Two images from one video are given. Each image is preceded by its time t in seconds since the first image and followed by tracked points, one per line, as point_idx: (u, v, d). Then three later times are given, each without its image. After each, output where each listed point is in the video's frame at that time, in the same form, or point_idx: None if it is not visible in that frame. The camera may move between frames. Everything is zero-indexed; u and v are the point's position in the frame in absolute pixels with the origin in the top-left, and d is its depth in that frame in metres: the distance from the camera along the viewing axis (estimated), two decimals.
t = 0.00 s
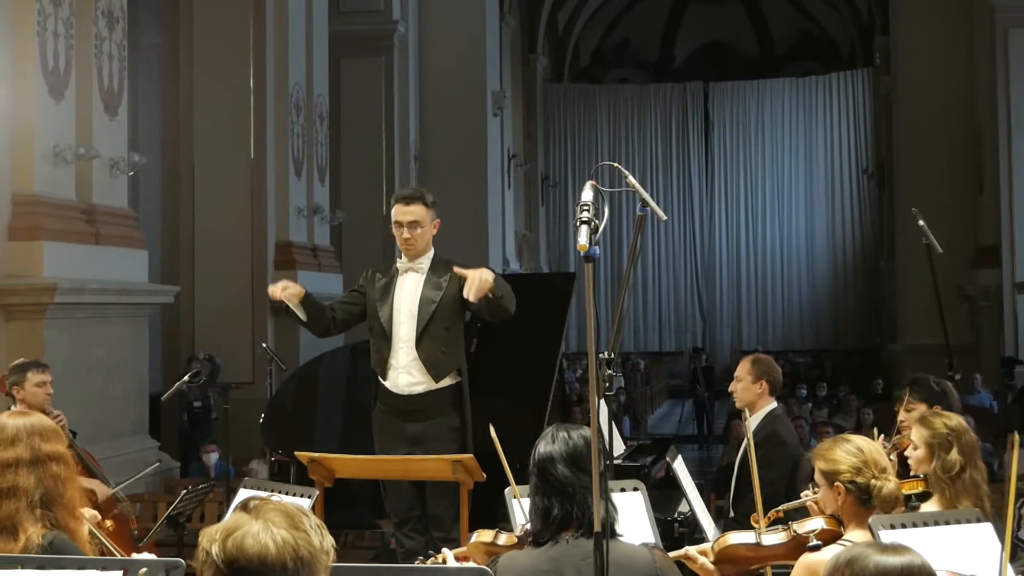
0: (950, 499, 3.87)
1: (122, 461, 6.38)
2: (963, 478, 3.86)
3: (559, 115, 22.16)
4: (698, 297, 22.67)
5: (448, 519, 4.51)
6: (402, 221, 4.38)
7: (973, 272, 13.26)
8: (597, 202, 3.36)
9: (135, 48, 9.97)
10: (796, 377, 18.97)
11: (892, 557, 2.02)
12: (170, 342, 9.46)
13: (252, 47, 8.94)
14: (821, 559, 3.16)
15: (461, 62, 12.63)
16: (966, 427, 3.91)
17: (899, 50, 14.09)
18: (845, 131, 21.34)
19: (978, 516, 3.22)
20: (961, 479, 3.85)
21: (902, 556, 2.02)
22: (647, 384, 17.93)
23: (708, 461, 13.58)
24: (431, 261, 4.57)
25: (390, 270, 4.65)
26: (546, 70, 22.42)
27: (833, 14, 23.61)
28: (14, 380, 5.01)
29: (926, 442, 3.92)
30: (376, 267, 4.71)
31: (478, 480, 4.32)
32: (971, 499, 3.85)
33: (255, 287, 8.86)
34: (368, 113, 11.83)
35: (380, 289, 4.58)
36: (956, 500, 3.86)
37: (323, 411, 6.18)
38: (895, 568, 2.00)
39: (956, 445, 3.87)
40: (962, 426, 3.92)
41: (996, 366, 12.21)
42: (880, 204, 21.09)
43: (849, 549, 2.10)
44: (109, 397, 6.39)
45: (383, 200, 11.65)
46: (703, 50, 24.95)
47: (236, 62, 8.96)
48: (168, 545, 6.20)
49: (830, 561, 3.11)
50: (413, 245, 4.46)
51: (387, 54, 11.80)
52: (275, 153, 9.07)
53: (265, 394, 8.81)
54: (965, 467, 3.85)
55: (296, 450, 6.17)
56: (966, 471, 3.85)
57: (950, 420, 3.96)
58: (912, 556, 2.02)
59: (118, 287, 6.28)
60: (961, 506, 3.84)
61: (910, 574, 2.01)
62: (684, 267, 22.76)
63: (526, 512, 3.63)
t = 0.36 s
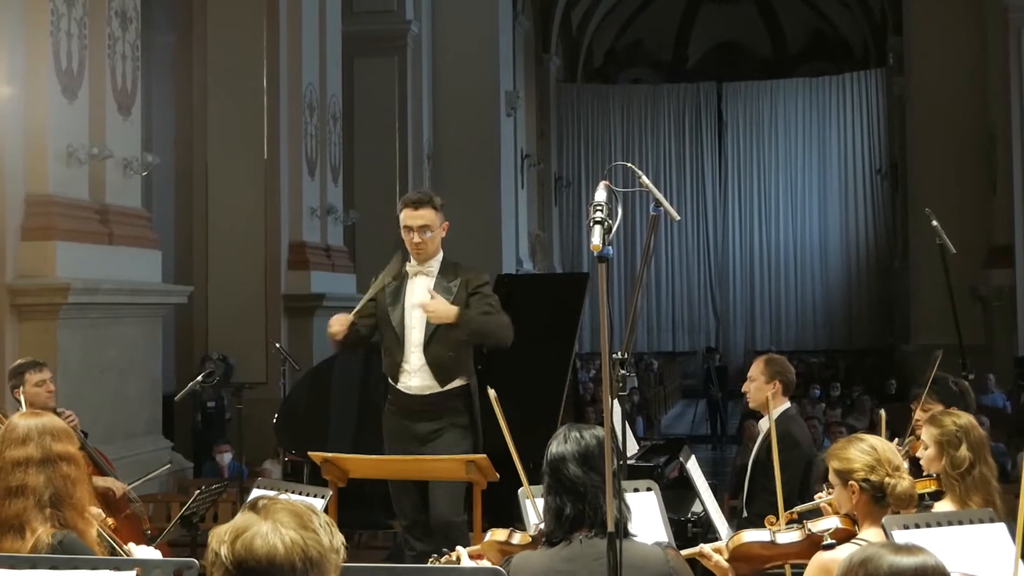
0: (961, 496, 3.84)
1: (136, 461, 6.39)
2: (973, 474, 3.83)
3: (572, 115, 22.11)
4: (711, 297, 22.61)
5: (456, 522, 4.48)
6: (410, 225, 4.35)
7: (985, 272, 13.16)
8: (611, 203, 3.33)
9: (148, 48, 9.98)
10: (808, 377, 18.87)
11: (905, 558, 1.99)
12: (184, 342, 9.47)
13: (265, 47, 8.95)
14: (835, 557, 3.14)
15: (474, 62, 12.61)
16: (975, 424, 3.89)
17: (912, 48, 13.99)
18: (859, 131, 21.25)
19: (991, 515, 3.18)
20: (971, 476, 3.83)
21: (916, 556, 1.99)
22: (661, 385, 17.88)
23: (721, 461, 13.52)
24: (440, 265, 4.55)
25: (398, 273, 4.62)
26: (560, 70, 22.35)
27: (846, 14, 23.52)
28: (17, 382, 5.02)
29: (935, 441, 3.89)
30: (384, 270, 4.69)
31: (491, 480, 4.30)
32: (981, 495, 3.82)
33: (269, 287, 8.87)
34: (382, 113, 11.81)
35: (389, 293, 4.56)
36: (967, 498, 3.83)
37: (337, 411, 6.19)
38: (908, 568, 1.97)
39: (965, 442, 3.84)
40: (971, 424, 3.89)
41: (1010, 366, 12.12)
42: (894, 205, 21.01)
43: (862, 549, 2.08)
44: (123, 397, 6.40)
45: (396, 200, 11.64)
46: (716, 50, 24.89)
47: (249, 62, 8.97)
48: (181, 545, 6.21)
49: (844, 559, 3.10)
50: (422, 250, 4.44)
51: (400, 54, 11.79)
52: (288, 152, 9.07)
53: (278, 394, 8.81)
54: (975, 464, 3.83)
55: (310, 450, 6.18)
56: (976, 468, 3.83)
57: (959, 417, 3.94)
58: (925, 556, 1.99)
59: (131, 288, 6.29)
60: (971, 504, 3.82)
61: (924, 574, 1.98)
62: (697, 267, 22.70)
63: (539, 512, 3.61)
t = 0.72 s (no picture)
0: (974, 495, 3.84)
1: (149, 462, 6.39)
2: (983, 471, 3.84)
3: (585, 115, 22.06)
4: (725, 298, 22.53)
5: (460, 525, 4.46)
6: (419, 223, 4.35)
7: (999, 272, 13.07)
8: (624, 202, 3.32)
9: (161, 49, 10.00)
10: (820, 378, 18.77)
11: (920, 558, 1.96)
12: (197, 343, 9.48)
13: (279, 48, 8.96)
14: (846, 557, 3.15)
15: (487, 63, 12.59)
16: (985, 423, 3.89)
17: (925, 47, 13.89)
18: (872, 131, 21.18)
19: (1004, 515, 3.16)
20: (981, 474, 3.83)
21: (930, 556, 1.97)
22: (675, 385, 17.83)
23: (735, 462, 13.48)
24: (447, 264, 4.54)
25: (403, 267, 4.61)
26: (573, 70, 22.30)
27: (860, 14, 23.44)
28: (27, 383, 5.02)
29: (945, 440, 3.90)
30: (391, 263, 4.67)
31: (504, 481, 4.29)
32: (992, 494, 3.82)
33: (282, 287, 8.87)
34: (395, 113, 11.81)
35: (398, 286, 4.55)
36: (978, 497, 3.83)
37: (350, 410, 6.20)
38: (922, 568, 1.95)
39: (974, 440, 3.84)
40: (981, 423, 3.90)
41: None
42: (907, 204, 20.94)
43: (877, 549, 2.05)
44: (136, 397, 6.41)
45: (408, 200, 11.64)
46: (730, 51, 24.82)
47: (262, 63, 8.98)
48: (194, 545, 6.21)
49: (856, 559, 3.10)
50: (429, 248, 4.43)
51: (413, 54, 11.79)
52: (302, 153, 9.08)
53: (292, 395, 8.81)
54: (985, 461, 3.83)
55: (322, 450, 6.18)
56: (986, 465, 3.83)
57: (969, 417, 3.94)
58: (939, 556, 1.97)
59: (144, 288, 6.30)
60: (983, 502, 3.81)
61: (937, 575, 1.96)
62: (710, 267, 22.61)
63: (553, 512, 3.58)
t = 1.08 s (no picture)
0: (984, 495, 3.82)
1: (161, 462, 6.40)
2: (994, 472, 3.82)
3: (597, 116, 22.02)
4: (737, 298, 22.46)
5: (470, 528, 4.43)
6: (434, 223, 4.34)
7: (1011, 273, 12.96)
8: (637, 203, 3.30)
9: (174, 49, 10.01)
10: (833, 378, 18.71)
11: (934, 558, 1.94)
12: (209, 343, 9.49)
13: (292, 48, 8.96)
14: (850, 557, 3.13)
15: (501, 62, 12.56)
16: (996, 424, 3.88)
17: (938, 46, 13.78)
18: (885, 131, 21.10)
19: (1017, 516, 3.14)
20: (992, 475, 3.81)
21: (945, 556, 1.95)
22: (687, 385, 17.79)
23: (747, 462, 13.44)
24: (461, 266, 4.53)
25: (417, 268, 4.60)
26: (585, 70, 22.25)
27: (872, 14, 23.35)
28: (58, 381, 5.03)
29: (957, 441, 3.90)
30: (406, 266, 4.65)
31: (516, 482, 4.27)
32: (1003, 494, 3.80)
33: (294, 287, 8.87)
34: (408, 114, 11.80)
35: (412, 287, 4.54)
36: (989, 497, 3.81)
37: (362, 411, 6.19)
38: (938, 568, 1.93)
39: (985, 441, 3.83)
40: (992, 424, 3.88)
41: None
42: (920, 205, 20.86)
43: (891, 549, 2.03)
44: (148, 398, 6.41)
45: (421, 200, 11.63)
46: (743, 51, 24.76)
47: (275, 64, 8.98)
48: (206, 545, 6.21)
49: (862, 560, 3.08)
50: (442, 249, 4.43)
51: (425, 55, 11.79)
52: (314, 154, 9.08)
53: (304, 395, 8.82)
54: (996, 462, 3.81)
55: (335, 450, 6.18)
56: (997, 466, 3.81)
57: (980, 418, 3.93)
58: (953, 556, 1.94)
59: (157, 288, 6.31)
60: (994, 503, 3.79)
61: (952, 575, 1.93)
62: (723, 268, 22.53)
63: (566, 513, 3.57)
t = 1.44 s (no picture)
0: (997, 495, 3.79)
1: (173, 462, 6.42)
2: (1006, 471, 3.78)
3: (608, 116, 21.98)
4: (748, 297, 22.41)
5: (480, 529, 4.41)
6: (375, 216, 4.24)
7: None
8: (648, 203, 3.28)
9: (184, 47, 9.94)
10: (844, 378, 18.66)
11: (947, 559, 1.93)
12: (220, 343, 9.49)
13: (303, 49, 8.96)
14: (868, 556, 3.11)
15: (512, 62, 12.55)
16: (1008, 423, 3.85)
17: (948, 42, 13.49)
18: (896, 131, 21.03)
19: None
20: (1004, 474, 3.78)
21: (958, 557, 1.93)
22: (699, 385, 17.76)
23: (758, 463, 13.40)
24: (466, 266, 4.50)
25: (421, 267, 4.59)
26: (596, 71, 22.20)
27: (883, 13, 23.26)
28: (81, 381, 5.03)
29: (968, 440, 3.88)
30: (410, 264, 4.64)
31: (527, 483, 4.25)
32: (1016, 492, 3.76)
33: (306, 287, 8.87)
34: (420, 114, 11.79)
35: (416, 287, 4.53)
36: (1001, 496, 3.78)
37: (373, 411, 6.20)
38: (950, 569, 1.91)
39: (997, 440, 3.81)
40: (1005, 423, 3.85)
41: None
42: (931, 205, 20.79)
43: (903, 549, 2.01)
44: (160, 398, 6.42)
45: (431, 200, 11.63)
46: (755, 50, 24.66)
47: (287, 64, 8.99)
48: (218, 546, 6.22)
49: (878, 559, 3.06)
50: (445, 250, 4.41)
51: (436, 54, 11.79)
52: (326, 154, 9.09)
53: (316, 395, 8.82)
54: (1008, 461, 3.78)
55: (347, 450, 6.18)
56: (1009, 465, 3.78)
57: (991, 417, 3.90)
58: (967, 557, 1.93)
59: (169, 289, 6.32)
60: (1007, 502, 3.76)
61: None
62: (734, 268, 22.48)
63: (578, 513, 3.56)
